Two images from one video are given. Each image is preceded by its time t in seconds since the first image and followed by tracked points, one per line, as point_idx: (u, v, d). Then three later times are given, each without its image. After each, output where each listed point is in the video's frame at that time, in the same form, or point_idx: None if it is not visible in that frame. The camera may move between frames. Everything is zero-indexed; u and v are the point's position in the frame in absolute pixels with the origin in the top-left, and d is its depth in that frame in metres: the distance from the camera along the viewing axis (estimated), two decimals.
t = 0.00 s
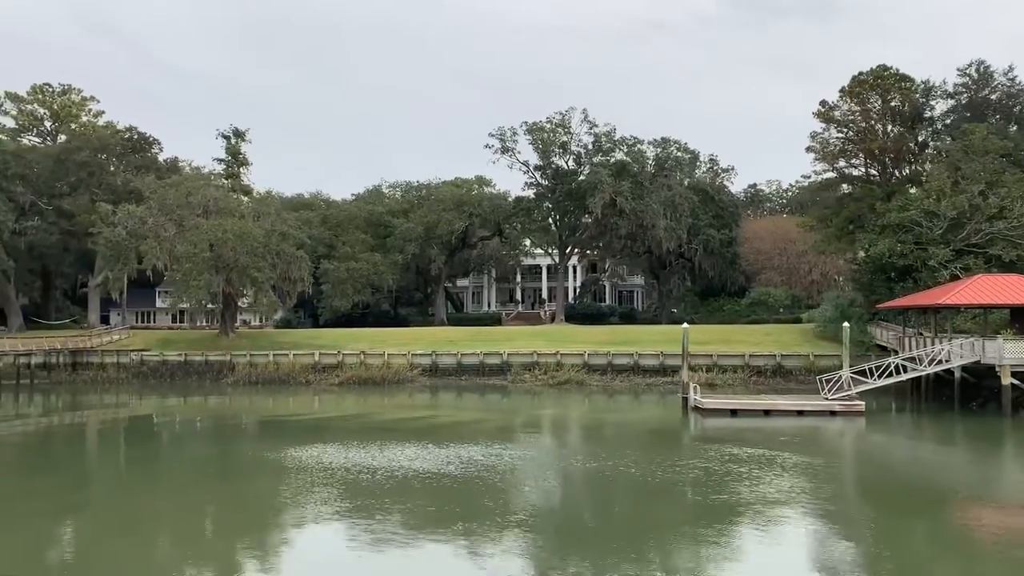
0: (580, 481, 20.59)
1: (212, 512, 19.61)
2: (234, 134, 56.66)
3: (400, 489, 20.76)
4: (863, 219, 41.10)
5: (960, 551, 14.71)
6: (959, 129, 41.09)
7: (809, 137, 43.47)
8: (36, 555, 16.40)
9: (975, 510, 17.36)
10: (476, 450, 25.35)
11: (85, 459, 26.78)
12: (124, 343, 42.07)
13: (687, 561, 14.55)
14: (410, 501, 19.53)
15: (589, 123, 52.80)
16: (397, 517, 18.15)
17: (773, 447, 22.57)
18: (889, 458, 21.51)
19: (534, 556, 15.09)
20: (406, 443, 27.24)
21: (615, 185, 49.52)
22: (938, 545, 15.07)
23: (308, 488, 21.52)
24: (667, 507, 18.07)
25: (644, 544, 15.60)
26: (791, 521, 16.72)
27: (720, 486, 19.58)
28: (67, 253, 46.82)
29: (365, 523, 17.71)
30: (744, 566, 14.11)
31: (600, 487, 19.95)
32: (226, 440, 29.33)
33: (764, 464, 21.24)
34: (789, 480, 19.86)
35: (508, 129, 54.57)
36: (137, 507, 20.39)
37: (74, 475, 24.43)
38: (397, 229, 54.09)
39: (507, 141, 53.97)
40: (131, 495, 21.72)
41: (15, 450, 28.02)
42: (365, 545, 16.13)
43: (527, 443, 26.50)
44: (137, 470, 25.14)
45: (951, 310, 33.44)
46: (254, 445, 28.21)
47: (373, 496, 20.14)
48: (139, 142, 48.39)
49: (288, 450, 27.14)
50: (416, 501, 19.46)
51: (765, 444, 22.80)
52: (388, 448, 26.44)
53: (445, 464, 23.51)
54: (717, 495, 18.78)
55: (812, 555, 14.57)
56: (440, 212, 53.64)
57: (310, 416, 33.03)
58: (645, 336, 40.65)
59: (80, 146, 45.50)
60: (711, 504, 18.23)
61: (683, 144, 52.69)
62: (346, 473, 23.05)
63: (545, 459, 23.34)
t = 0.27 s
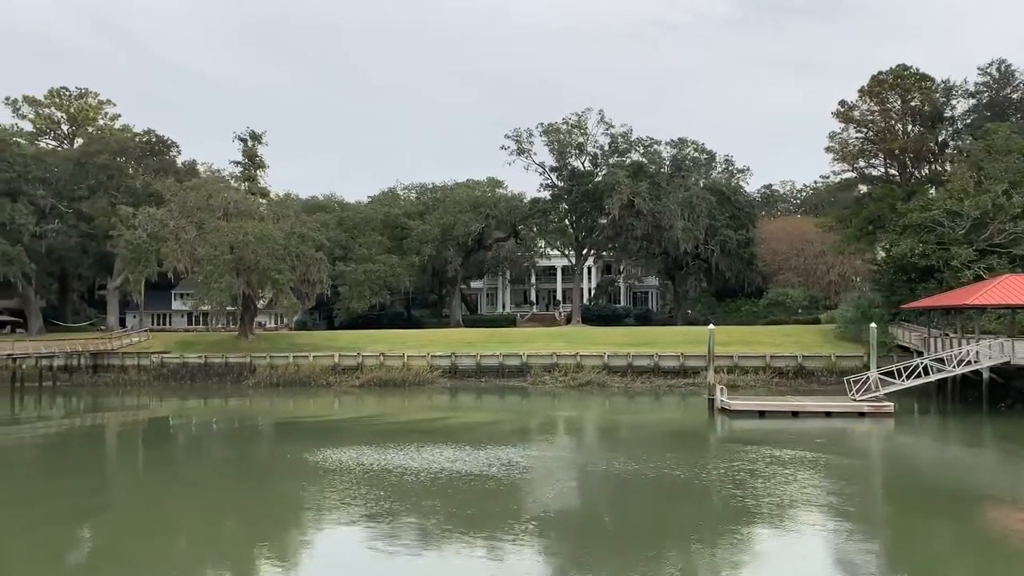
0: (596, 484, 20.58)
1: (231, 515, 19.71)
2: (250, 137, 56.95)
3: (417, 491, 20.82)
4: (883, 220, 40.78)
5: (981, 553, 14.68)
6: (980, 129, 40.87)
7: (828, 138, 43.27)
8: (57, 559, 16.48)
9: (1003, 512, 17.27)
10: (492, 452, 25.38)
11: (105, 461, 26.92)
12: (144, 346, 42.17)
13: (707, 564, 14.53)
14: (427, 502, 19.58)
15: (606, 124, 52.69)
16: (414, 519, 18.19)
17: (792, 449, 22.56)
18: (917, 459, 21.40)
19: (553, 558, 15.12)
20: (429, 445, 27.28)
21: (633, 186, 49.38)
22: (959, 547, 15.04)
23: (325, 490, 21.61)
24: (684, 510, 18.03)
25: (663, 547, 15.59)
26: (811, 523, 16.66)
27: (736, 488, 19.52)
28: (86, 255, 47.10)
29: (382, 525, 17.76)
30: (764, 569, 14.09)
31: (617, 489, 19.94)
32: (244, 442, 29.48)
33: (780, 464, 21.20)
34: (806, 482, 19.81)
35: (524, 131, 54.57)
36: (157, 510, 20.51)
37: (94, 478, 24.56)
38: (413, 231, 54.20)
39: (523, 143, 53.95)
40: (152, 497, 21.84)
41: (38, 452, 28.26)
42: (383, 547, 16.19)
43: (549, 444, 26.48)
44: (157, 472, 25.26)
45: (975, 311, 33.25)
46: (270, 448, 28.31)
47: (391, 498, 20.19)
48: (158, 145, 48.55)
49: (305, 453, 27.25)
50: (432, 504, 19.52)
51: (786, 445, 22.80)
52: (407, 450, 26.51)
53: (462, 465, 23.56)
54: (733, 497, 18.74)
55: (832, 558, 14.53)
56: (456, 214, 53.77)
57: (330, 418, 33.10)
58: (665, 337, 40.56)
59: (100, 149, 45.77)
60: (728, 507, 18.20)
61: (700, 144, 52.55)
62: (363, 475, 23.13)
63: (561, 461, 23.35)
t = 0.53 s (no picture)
0: (613, 484, 20.63)
1: (249, 516, 19.85)
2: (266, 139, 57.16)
3: (434, 491, 20.91)
4: (904, 219, 40.54)
5: (1002, 553, 14.69)
6: (1001, 128, 40.58)
7: (847, 137, 43.25)
8: (78, 560, 16.63)
9: None
10: (509, 453, 25.40)
11: (125, 463, 27.07)
12: (164, 347, 42.29)
13: (725, 565, 14.58)
14: (445, 503, 19.66)
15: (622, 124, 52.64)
16: (433, 520, 18.29)
17: (812, 449, 22.56)
18: (944, 459, 21.31)
19: (571, 559, 15.20)
20: (451, 446, 27.34)
21: (650, 186, 49.29)
22: (979, 547, 15.03)
23: (343, 491, 21.73)
24: (702, 510, 18.04)
25: (681, 547, 15.63)
26: (830, 523, 16.66)
27: (754, 488, 19.52)
28: (105, 257, 47.35)
29: (400, 526, 17.85)
30: (782, 569, 14.12)
31: (636, 489, 19.98)
32: (263, 444, 29.63)
33: (798, 464, 21.19)
34: (823, 482, 19.79)
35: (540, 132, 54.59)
36: (176, 510, 20.67)
37: (113, 479, 24.72)
38: (430, 232, 54.28)
39: (539, 143, 53.91)
40: (171, 498, 22.00)
41: (60, 453, 28.47)
42: (401, 548, 16.30)
43: (573, 445, 26.42)
44: (175, 473, 25.42)
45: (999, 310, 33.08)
46: (286, 450, 28.45)
47: (411, 499, 20.27)
48: (177, 147, 48.71)
49: (322, 454, 27.38)
50: (450, 504, 19.60)
51: (807, 445, 22.81)
52: (425, 451, 26.59)
53: (480, 466, 23.61)
54: (752, 497, 18.76)
55: (852, 559, 14.54)
56: (473, 215, 53.85)
57: (351, 419, 33.20)
58: (685, 337, 40.49)
59: (119, 151, 46.00)
60: (745, 507, 18.22)
61: (717, 144, 52.30)
62: (379, 477, 23.23)
63: (581, 462, 23.39)
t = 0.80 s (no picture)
0: (630, 484, 20.66)
1: (267, 515, 19.97)
2: (282, 140, 57.36)
3: (452, 492, 20.99)
4: (925, 218, 40.40)
5: None
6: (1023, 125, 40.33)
7: (866, 135, 43.10)
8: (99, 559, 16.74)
9: None
10: (530, 453, 25.42)
11: (144, 462, 27.20)
12: (183, 348, 42.42)
13: (745, 564, 14.59)
14: (466, 504, 19.68)
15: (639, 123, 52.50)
16: (456, 520, 18.33)
17: (830, 448, 22.54)
18: (971, 458, 21.20)
19: (587, 559, 15.24)
20: (473, 446, 27.36)
21: (668, 185, 49.16)
22: (999, 547, 15.03)
23: (361, 492, 21.83)
24: (720, 510, 18.06)
25: (700, 546, 15.64)
26: (848, 522, 16.64)
27: (771, 488, 19.52)
28: (123, 259, 47.55)
29: (417, 526, 17.92)
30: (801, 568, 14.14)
31: (658, 489, 19.98)
32: (281, 444, 29.77)
33: (815, 464, 21.18)
34: (840, 481, 19.79)
35: (556, 131, 54.56)
36: (194, 510, 20.80)
37: (132, 479, 24.84)
38: (446, 232, 54.32)
39: (554, 143, 53.83)
40: (189, 498, 22.13)
41: (81, 453, 28.63)
42: (418, 548, 16.38)
43: (596, 445, 26.38)
44: (193, 473, 25.56)
45: None
46: (303, 450, 28.57)
47: (434, 500, 20.31)
48: (194, 148, 48.59)
49: (338, 454, 27.50)
50: (467, 504, 19.67)
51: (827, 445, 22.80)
52: (444, 452, 26.66)
53: (503, 467, 23.64)
54: (774, 497, 18.75)
55: (872, 558, 14.54)
56: (489, 215, 53.89)
57: (371, 420, 33.27)
58: (705, 337, 40.40)
59: (138, 153, 46.21)
60: (763, 507, 18.23)
61: (734, 143, 52.15)
62: (397, 477, 23.34)
63: (603, 462, 23.38)
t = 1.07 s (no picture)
0: (645, 485, 20.67)
1: (285, 515, 20.07)
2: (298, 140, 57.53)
3: (469, 492, 21.05)
4: (945, 216, 40.19)
5: None
6: None
7: (885, 134, 42.87)
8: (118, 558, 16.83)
9: None
10: (551, 454, 25.42)
11: (162, 462, 27.31)
12: (202, 348, 42.54)
13: (762, 564, 14.59)
14: (489, 505, 19.71)
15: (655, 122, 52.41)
16: (477, 521, 18.37)
17: (846, 449, 22.51)
18: (998, 458, 21.08)
19: (602, 558, 15.28)
20: (495, 447, 27.36)
21: (686, 184, 49.06)
22: None
23: (380, 492, 21.91)
24: (735, 511, 18.05)
25: (716, 547, 15.63)
26: (867, 522, 16.63)
27: (785, 488, 19.51)
28: (141, 259, 47.72)
29: (438, 527, 17.97)
30: (819, 568, 14.14)
31: (679, 490, 19.98)
32: (298, 444, 29.90)
33: (831, 464, 21.16)
34: (856, 482, 19.76)
35: (572, 131, 54.52)
36: (210, 510, 20.92)
37: (149, 479, 24.96)
38: (462, 232, 54.31)
39: (570, 142, 53.74)
40: (207, 498, 22.26)
41: (102, 452, 28.77)
42: (435, 547, 16.47)
43: (620, 445, 26.32)
44: (209, 472, 25.68)
45: None
46: (318, 449, 28.68)
47: (455, 500, 20.33)
48: (211, 149, 48.56)
49: (355, 454, 27.61)
50: (483, 504, 19.74)
51: (846, 445, 22.78)
52: (462, 452, 26.71)
53: (525, 467, 23.66)
54: (794, 497, 18.74)
55: (891, 557, 14.53)
56: (506, 214, 53.99)
57: (391, 419, 33.31)
58: (725, 337, 40.29)
59: (156, 153, 46.40)
60: (778, 508, 18.22)
61: (752, 142, 52.00)
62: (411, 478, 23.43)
63: (625, 462, 23.36)
